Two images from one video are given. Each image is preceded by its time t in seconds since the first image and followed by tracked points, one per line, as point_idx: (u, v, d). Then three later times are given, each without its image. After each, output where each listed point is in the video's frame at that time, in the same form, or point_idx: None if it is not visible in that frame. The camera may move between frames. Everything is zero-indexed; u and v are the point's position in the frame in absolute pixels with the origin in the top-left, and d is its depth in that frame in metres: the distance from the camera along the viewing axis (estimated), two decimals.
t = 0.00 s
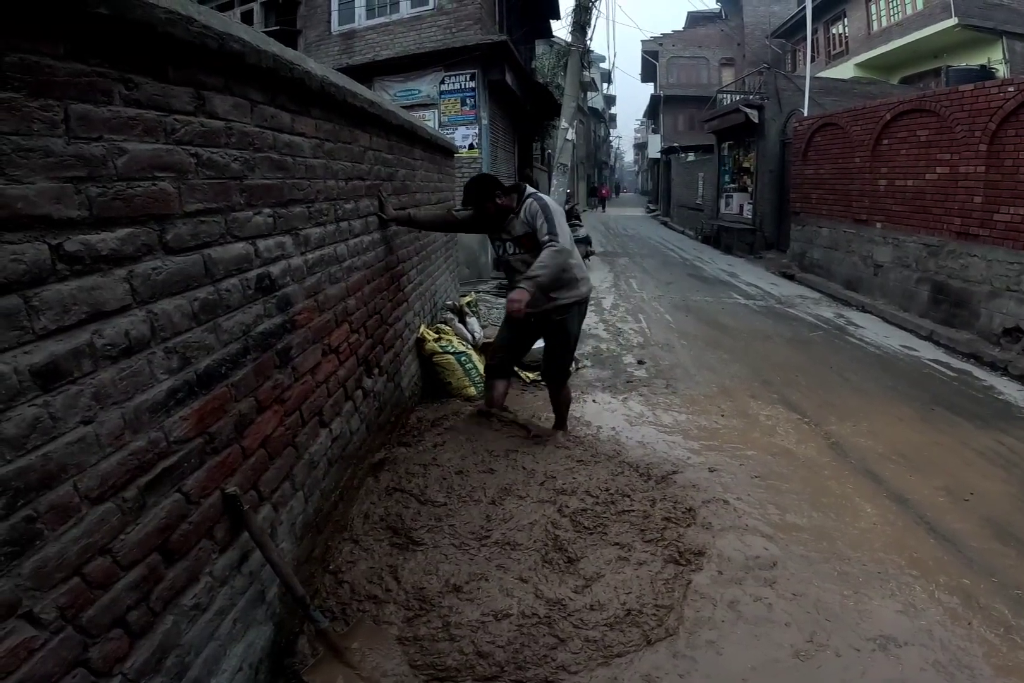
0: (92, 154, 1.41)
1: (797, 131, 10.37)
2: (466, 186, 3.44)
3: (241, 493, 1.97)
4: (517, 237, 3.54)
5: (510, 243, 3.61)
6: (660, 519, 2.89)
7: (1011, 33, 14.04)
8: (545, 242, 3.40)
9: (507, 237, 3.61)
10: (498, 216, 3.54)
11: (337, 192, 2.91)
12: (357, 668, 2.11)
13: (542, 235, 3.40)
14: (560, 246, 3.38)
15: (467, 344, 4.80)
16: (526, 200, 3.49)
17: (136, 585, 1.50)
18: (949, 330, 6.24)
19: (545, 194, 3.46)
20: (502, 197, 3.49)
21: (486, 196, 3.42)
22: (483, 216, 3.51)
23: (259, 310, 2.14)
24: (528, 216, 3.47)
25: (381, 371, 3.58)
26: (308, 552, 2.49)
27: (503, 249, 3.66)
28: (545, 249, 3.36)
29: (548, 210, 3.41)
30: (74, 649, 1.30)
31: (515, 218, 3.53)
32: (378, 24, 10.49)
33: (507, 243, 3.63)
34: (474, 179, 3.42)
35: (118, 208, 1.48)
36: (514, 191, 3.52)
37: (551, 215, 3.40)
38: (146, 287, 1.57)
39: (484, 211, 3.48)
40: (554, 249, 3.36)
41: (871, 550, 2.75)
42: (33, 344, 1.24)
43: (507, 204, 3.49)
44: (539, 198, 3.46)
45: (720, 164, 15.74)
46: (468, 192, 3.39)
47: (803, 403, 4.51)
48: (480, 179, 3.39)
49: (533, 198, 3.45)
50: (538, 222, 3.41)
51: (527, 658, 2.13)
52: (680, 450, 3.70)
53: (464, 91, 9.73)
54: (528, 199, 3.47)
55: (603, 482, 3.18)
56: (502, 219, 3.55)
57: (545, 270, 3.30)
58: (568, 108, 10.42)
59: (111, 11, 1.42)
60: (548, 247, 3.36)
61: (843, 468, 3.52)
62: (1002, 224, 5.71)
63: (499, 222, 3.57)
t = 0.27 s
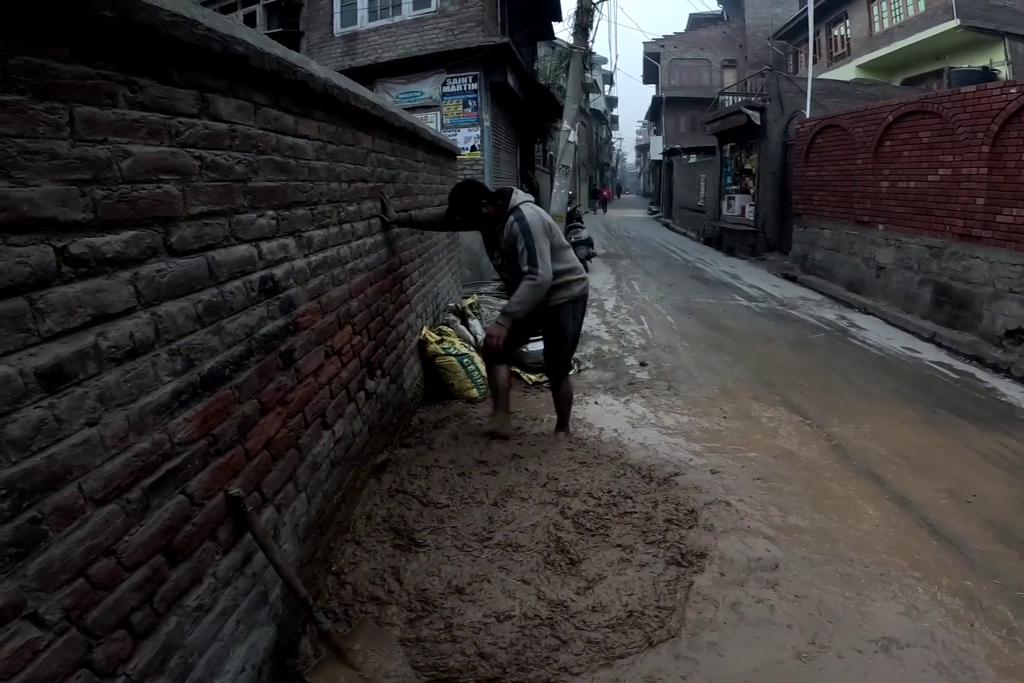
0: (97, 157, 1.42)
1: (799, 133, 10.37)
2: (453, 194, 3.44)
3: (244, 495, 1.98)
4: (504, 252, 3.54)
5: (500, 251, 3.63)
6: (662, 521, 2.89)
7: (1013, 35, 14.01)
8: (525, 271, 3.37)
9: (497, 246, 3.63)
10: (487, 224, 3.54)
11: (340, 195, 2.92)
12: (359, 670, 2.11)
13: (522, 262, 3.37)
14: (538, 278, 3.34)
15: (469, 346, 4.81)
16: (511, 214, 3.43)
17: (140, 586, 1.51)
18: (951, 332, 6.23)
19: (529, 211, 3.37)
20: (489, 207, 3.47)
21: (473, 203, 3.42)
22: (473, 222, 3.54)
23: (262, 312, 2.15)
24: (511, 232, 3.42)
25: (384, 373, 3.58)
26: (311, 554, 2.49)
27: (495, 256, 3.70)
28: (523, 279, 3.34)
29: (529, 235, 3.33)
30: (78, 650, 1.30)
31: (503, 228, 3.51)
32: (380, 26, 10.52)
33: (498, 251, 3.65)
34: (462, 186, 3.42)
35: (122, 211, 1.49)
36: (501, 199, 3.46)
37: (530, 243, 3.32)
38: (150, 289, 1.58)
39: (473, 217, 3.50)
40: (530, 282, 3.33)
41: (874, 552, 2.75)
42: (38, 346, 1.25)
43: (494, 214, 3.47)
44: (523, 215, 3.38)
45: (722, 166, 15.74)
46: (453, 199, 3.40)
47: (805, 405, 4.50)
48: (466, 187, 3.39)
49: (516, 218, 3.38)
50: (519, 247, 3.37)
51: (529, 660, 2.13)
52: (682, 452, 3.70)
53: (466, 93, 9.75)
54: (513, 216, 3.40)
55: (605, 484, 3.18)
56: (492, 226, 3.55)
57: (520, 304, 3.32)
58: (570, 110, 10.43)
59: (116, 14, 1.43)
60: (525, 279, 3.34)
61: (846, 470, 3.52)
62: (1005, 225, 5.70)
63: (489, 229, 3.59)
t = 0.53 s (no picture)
0: (106, 159, 1.43)
1: (802, 135, 10.37)
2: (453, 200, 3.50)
3: (251, 496, 1.99)
4: (507, 264, 3.56)
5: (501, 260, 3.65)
6: (667, 522, 2.89)
7: (1017, 36, 13.99)
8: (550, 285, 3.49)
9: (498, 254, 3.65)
10: (488, 232, 3.57)
11: (345, 197, 2.94)
12: (364, 671, 2.12)
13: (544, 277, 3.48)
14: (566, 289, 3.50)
15: (473, 348, 4.82)
16: (514, 226, 3.45)
17: (147, 586, 1.52)
18: (956, 333, 6.22)
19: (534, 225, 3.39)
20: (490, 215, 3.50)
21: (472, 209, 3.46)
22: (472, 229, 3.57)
23: (269, 313, 2.16)
24: (518, 247, 3.45)
25: (388, 374, 3.59)
26: (316, 555, 2.50)
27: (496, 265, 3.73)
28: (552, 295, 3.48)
29: (541, 249, 3.40)
30: (86, 650, 1.31)
31: (505, 238, 3.53)
32: (384, 28, 10.55)
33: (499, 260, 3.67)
34: (461, 191, 3.48)
35: (131, 213, 1.50)
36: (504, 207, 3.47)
37: (546, 258, 3.41)
38: (158, 291, 1.59)
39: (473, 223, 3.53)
40: (558, 296, 3.47)
41: (879, 554, 2.75)
42: (48, 347, 1.26)
43: (495, 222, 3.50)
44: (528, 228, 3.42)
45: (726, 168, 15.74)
46: (453, 203, 3.45)
47: (810, 407, 4.50)
48: (465, 193, 3.44)
49: (522, 233, 3.41)
50: (535, 263, 3.45)
51: (534, 660, 2.14)
52: (686, 454, 3.70)
53: (469, 95, 9.77)
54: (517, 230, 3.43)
55: (609, 485, 3.18)
56: (493, 234, 3.57)
57: (560, 319, 3.48)
58: (573, 112, 10.44)
59: (125, 17, 1.44)
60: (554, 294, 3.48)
61: (850, 471, 3.51)
62: (1009, 227, 5.69)
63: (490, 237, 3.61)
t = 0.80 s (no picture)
0: (112, 160, 1.44)
1: (806, 135, 10.35)
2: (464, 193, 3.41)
3: (255, 496, 1.99)
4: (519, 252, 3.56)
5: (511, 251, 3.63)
6: (670, 523, 2.89)
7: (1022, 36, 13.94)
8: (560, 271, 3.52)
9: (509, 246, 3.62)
10: (499, 224, 3.52)
11: (349, 197, 2.94)
12: (368, 671, 2.12)
13: (556, 263, 3.50)
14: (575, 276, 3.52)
15: (477, 348, 4.82)
16: (530, 212, 3.49)
17: (153, 586, 1.52)
18: (960, 334, 6.21)
19: (551, 209, 3.46)
20: (502, 206, 3.44)
21: (485, 200, 3.39)
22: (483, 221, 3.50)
23: (273, 314, 2.17)
24: (534, 232, 3.48)
25: (392, 375, 3.60)
26: (320, 555, 2.50)
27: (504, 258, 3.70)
28: (562, 280, 3.50)
29: (557, 234, 3.45)
30: (91, 650, 1.31)
31: (517, 228, 3.52)
32: (387, 29, 10.57)
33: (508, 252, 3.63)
34: (473, 184, 3.41)
35: (137, 214, 1.51)
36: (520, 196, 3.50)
37: (561, 241, 3.46)
38: (164, 291, 1.60)
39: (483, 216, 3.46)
40: (568, 282, 3.49)
41: (883, 555, 2.74)
42: (55, 348, 1.26)
43: (509, 213, 3.46)
44: (544, 213, 3.48)
45: (729, 168, 15.72)
46: (466, 194, 3.37)
47: (814, 408, 4.49)
48: (479, 185, 3.37)
49: (539, 216, 3.47)
50: (549, 247, 3.49)
51: (537, 661, 2.14)
52: (689, 455, 3.69)
53: (473, 96, 9.78)
54: (533, 213, 3.48)
55: (613, 486, 3.18)
56: (504, 226, 3.54)
57: (569, 304, 3.48)
58: (576, 113, 10.45)
59: (131, 18, 1.45)
60: (563, 279, 3.50)
61: (855, 473, 3.50)
62: (1014, 227, 5.67)
63: (500, 229, 3.57)
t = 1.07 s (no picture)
0: (115, 162, 1.44)
1: (808, 137, 10.34)
2: (471, 192, 3.39)
3: (258, 498, 2.00)
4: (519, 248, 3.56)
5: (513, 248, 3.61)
6: (672, 524, 2.89)
7: None
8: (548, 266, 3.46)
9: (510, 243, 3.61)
10: (502, 221, 3.52)
11: (352, 200, 2.95)
12: (370, 672, 2.12)
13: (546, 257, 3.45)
14: (561, 272, 3.44)
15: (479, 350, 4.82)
16: (533, 208, 3.51)
17: (155, 588, 1.53)
18: (963, 336, 6.20)
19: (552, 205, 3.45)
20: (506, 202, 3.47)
21: (491, 198, 3.39)
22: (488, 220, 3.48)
23: (276, 316, 2.17)
24: (534, 226, 3.48)
25: (395, 377, 3.60)
26: (322, 557, 2.50)
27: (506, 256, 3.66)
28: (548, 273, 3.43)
29: (553, 229, 3.42)
30: (93, 652, 1.32)
31: (519, 223, 3.54)
32: (389, 32, 10.59)
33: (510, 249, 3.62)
34: (478, 182, 3.41)
35: (140, 216, 1.51)
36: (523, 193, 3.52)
37: (556, 236, 3.41)
38: (167, 294, 1.60)
39: (488, 215, 3.45)
40: (554, 276, 3.42)
41: (885, 556, 2.74)
42: (58, 350, 1.27)
43: (512, 209, 3.49)
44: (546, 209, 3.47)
45: (731, 170, 15.72)
46: (471, 190, 3.39)
47: (816, 410, 4.49)
48: (483, 183, 3.38)
49: (541, 210, 3.46)
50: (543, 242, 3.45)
51: (539, 663, 2.14)
52: (691, 457, 3.69)
53: (475, 98, 9.80)
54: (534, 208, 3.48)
55: (615, 488, 3.18)
56: (506, 223, 3.55)
57: (546, 296, 3.41)
58: (578, 115, 10.45)
59: (134, 20, 1.45)
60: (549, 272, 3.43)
61: (857, 475, 3.50)
62: (1016, 229, 5.66)
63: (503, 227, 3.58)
